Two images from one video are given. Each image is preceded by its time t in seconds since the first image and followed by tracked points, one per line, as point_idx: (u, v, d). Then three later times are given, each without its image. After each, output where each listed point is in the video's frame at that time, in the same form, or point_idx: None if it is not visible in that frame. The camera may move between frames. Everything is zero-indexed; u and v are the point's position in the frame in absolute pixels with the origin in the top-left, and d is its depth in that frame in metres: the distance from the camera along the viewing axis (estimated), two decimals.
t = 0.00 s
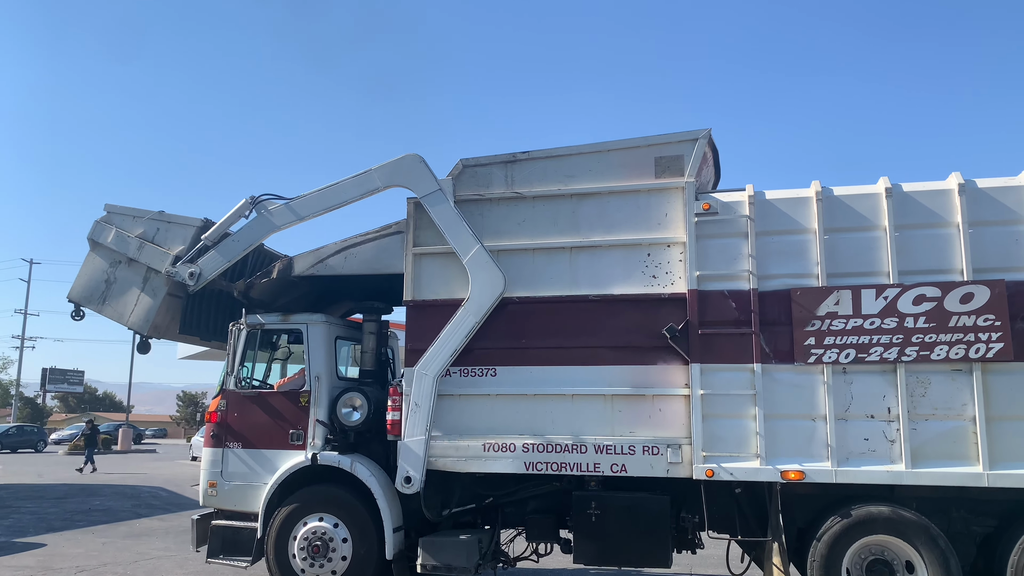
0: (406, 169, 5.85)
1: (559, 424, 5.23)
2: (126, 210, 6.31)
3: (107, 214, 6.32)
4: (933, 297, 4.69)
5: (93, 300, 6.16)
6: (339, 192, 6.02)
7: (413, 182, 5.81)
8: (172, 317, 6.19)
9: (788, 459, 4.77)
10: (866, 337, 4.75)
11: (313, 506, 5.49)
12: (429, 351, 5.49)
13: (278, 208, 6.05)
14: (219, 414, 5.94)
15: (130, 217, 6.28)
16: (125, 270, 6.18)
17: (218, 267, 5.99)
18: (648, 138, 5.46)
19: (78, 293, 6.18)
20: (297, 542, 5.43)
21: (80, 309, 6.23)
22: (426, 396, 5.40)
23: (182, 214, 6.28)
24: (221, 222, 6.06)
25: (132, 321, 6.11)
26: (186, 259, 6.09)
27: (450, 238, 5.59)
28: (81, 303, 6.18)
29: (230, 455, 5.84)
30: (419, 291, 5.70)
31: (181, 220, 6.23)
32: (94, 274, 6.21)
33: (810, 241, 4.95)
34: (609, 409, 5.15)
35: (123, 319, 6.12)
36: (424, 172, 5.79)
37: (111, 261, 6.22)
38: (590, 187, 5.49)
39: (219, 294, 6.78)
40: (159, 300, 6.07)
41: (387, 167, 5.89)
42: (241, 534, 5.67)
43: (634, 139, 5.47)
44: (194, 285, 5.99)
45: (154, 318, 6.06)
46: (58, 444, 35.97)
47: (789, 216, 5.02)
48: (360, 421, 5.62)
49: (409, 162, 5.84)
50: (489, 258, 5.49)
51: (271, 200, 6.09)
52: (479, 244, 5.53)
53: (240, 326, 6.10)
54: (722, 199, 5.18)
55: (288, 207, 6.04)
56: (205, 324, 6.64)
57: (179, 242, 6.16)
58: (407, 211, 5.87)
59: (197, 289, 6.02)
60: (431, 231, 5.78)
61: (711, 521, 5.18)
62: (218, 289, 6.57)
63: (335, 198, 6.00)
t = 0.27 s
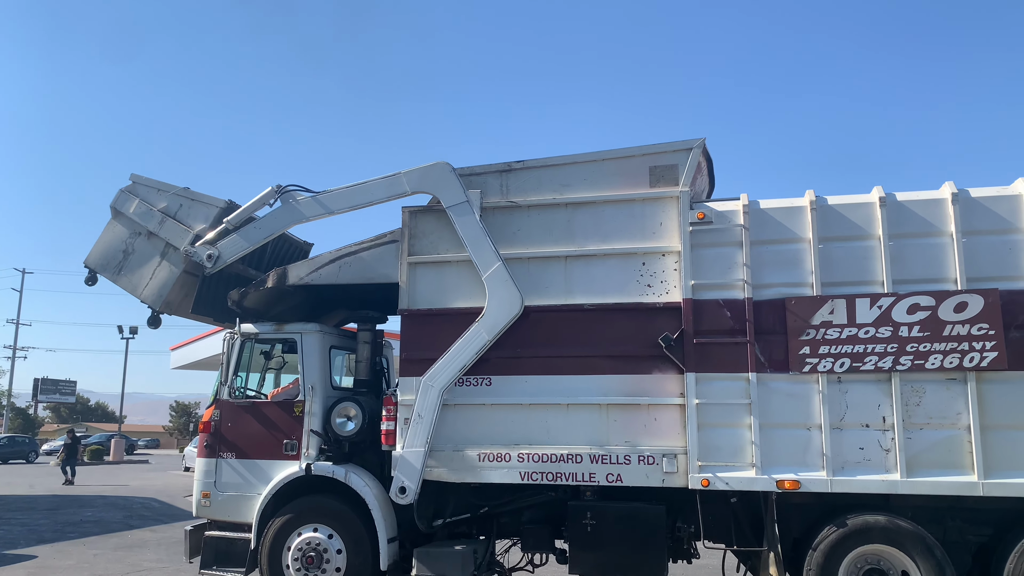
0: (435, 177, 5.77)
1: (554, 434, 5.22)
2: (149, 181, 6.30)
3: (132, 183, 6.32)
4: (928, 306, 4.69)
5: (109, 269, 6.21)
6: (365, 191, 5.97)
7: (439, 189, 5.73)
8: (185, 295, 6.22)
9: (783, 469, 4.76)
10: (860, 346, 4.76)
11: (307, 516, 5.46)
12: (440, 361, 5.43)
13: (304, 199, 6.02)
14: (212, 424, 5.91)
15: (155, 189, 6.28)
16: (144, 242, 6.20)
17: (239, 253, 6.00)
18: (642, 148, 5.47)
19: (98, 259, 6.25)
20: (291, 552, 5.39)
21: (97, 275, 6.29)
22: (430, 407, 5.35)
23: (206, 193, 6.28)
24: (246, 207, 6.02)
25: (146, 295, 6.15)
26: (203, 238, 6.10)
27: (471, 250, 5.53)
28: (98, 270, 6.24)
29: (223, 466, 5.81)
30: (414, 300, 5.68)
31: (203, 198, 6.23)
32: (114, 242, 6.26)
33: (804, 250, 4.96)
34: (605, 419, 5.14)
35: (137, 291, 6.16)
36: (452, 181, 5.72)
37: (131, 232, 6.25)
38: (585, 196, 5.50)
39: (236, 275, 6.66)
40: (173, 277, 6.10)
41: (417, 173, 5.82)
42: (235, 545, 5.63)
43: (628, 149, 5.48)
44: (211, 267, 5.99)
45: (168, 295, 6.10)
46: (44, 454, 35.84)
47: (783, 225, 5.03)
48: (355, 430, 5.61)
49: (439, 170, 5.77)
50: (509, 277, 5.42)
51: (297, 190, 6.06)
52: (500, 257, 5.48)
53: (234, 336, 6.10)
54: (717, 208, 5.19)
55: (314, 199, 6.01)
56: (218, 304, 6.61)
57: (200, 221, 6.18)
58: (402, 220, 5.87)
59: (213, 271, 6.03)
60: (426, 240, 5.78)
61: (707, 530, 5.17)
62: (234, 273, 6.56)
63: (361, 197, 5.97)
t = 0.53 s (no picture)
0: (471, 188, 5.68)
1: (555, 441, 5.20)
2: (190, 156, 6.39)
3: (174, 157, 6.42)
4: (928, 313, 4.69)
5: (141, 240, 6.37)
6: (399, 192, 5.88)
7: (473, 199, 5.65)
8: (212, 275, 6.34)
9: (784, 476, 4.75)
10: (861, 352, 4.75)
11: (306, 524, 5.44)
12: (455, 374, 5.36)
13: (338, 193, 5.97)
14: (212, 431, 5.91)
15: (195, 166, 6.37)
16: (178, 217, 6.33)
17: (266, 238, 6.02)
18: (642, 155, 5.48)
19: (132, 229, 6.40)
20: (290, 560, 5.36)
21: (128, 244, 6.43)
22: (439, 418, 5.29)
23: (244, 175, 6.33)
24: (280, 193, 6.02)
25: (174, 270, 6.30)
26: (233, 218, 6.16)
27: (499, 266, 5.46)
28: (130, 240, 6.39)
29: (223, 473, 5.79)
30: (414, 307, 5.67)
31: (241, 180, 6.28)
32: (148, 214, 6.40)
33: (804, 257, 4.97)
34: (605, 425, 5.13)
35: (167, 264, 6.31)
36: (488, 193, 5.63)
37: (166, 205, 6.37)
38: (585, 203, 5.50)
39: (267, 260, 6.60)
40: (203, 256, 6.23)
41: (455, 181, 5.72)
42: (234, 553, 5.61)
43: (628, 156, 5.49)
44: (238, 249, 6.04)
45: (195, 273, 6.25)
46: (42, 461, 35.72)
47: (784, 232, 5.03)
48: (355, 438, 5.60)
49: (477, 181, 5.67)
50: (533, 297, 5.35)
51: (333, 183, 6.02)
52: (526, 276, 5.41)
53: (233, 343, 6.10)
54: (716, 215, 5.19)
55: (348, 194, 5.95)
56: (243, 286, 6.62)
57: (235, 203, 6.24)
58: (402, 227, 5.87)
59: (240, 253, 6.08)
60: (426, 247, 5.78)
61: (707, 538, 5.14)
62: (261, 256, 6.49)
63: (395, 197, 5.88)
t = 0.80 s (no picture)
0: (511, 200, 5.56)
1: (557, 444, 5.20)
2: (243, 134, 6.35)
3: (226, 132, 6.36)
4: (930, 316, 4.69)
5: (183, 212, 6.33)
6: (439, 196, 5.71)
7: (513, 212, 5.54)
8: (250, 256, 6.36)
9: (787, 479, 4.74)
10: (863, 355, 4.75)
11: (309, 528, 5.43)
12: (473, 385, 5.31)
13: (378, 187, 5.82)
14: (214, 436, 5.90)
15: (246, 146, 6.32)
16: (224, 195, 6.30)
17: (301, 224, 5.96)
18: (644, 159, 5.49)
19: (173, 198, 6.36)
20: (293, 563, 5.35)
21: (169, 214, 6.39)
22: (452, 427, 5.25)
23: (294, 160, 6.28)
24: (322, 177, 5.91)
25: (213, 247, 6.33)
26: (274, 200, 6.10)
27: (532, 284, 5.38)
28: (171, 211, 6.36)
29: (225, 477, 5.78)
30: (416, 310, 5.68)
31: (292, 165, 6.22)
32: (193, 187, 6.37)
33: (806, 260, 4.97)
34: (607, 429, 5.13)
35: (208, 241, 6.33)
36: (529, 208, 5.52)
37: (212, 181, 6.34)
38: (587, 207, 5.51)
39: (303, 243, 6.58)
40: (244, 238, 6.26)
41: (498, 191, 5.59)
42: (236, 557, 5.61)
43: (630, 159, 5.49)
44: (273, 229, 5.99)
45: (235, 254, 6.29)
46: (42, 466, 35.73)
47: (785, 235, 5.04)
48: (356, 442, 5.60)
49: (518, 194, 5.56)
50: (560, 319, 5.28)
51: (376, 176, 5.87)
52: (557, 301, 5.32)
53: (235, 347, 6.09)
54: (718, 219, 5.20)
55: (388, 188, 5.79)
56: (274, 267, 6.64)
57: (281, 187, 6.17)
58: (403, 231, 5.87)
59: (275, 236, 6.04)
60: (428, 251, 5.78)
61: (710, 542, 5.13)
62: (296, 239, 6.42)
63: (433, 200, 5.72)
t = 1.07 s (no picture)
0: (542, 209, 5.49)
1: (559, 442, 5.20)
2: (280, 111, 6.35)
3: (263, 107, 6.36)
4: (933, 314, 4.68)
5: (213, 183, 6.37)
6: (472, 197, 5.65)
7: (543, 220, 5.47)
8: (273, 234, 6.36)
9: (789, 477, 4.74)
10: (866, 354, 4.74)
11: (310, 526, 5.43)
12: (487, 391, 5.28)
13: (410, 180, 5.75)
14: (215, 433, 5.90)
15: (281, 123, 6.33)
16: (254, 169, 6.32)
17: (329, 209, 5.94)
18: (645, 156, 5.48)
19: (204, 168, 6.40)
20: (295, 560, 5.35)
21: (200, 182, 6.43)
22: (460, 431, 5.24)
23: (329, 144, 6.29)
24: (354, 165, 5.83)
25: (238, 221, 6.34)
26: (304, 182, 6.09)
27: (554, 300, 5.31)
28: (201, 180, 6.40)
29: (227, 475, 5.78)
30: (417, 308, 5.68)
31: (326, 148, 6.22)
32: (225, 158, 6.40)
33: (808, 258, 4.97)
34: (609, 427, 5.12)
35: (234, 214, 6.34)
36: (559, 217, 5.46)
37: (245, 154, 6.36)
38: (589, 205, 5.51)
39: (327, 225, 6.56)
40: (268, 214, 6.25)
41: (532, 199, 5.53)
42: (237, 555, 5.60)
43: (632, 157, 5.49)
44: (302, 212, 5.97)
45: (258, 230, 6.29)
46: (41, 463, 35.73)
47: (787, 233, 5.03)
48: (358, 439, 5.60)
49: (551, 203, 5.49)
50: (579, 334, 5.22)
51: (409, 168, 5.78)
52: (580, 317, 5.26)
53: (236, 345, 6.08)
54: (720, 217, 5.19)
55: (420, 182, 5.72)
56: (294, 246, 6.69)
57: (312, 170, 6.20)
58: (405, 229, 5.86)
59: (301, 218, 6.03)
60: (429, 248, 5.78)
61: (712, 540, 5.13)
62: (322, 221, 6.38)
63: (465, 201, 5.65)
